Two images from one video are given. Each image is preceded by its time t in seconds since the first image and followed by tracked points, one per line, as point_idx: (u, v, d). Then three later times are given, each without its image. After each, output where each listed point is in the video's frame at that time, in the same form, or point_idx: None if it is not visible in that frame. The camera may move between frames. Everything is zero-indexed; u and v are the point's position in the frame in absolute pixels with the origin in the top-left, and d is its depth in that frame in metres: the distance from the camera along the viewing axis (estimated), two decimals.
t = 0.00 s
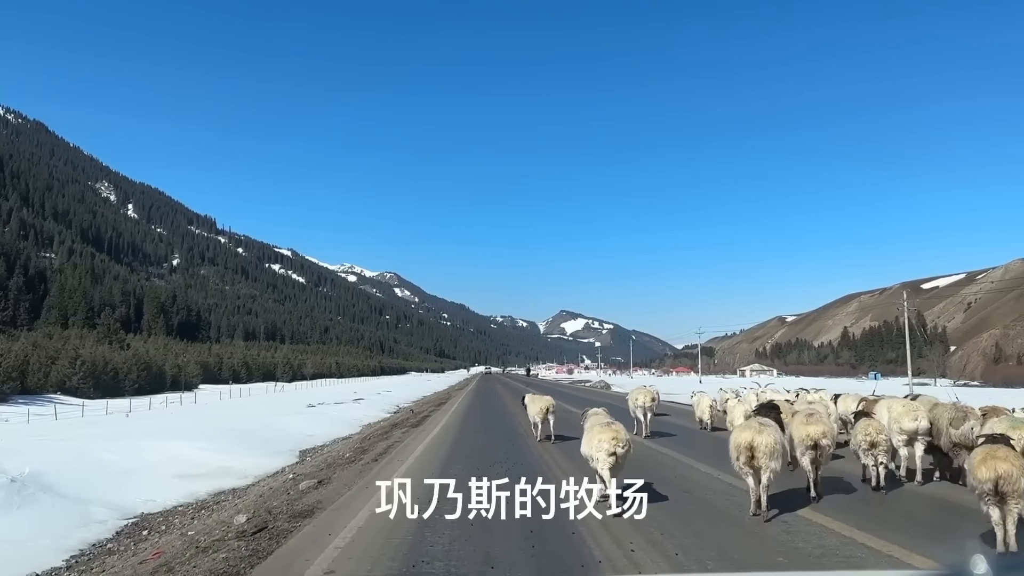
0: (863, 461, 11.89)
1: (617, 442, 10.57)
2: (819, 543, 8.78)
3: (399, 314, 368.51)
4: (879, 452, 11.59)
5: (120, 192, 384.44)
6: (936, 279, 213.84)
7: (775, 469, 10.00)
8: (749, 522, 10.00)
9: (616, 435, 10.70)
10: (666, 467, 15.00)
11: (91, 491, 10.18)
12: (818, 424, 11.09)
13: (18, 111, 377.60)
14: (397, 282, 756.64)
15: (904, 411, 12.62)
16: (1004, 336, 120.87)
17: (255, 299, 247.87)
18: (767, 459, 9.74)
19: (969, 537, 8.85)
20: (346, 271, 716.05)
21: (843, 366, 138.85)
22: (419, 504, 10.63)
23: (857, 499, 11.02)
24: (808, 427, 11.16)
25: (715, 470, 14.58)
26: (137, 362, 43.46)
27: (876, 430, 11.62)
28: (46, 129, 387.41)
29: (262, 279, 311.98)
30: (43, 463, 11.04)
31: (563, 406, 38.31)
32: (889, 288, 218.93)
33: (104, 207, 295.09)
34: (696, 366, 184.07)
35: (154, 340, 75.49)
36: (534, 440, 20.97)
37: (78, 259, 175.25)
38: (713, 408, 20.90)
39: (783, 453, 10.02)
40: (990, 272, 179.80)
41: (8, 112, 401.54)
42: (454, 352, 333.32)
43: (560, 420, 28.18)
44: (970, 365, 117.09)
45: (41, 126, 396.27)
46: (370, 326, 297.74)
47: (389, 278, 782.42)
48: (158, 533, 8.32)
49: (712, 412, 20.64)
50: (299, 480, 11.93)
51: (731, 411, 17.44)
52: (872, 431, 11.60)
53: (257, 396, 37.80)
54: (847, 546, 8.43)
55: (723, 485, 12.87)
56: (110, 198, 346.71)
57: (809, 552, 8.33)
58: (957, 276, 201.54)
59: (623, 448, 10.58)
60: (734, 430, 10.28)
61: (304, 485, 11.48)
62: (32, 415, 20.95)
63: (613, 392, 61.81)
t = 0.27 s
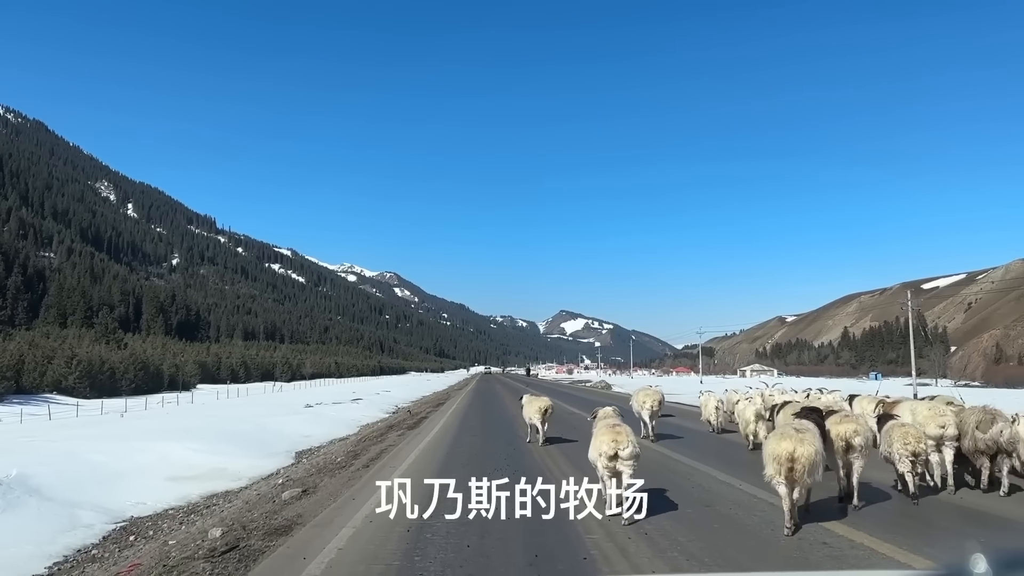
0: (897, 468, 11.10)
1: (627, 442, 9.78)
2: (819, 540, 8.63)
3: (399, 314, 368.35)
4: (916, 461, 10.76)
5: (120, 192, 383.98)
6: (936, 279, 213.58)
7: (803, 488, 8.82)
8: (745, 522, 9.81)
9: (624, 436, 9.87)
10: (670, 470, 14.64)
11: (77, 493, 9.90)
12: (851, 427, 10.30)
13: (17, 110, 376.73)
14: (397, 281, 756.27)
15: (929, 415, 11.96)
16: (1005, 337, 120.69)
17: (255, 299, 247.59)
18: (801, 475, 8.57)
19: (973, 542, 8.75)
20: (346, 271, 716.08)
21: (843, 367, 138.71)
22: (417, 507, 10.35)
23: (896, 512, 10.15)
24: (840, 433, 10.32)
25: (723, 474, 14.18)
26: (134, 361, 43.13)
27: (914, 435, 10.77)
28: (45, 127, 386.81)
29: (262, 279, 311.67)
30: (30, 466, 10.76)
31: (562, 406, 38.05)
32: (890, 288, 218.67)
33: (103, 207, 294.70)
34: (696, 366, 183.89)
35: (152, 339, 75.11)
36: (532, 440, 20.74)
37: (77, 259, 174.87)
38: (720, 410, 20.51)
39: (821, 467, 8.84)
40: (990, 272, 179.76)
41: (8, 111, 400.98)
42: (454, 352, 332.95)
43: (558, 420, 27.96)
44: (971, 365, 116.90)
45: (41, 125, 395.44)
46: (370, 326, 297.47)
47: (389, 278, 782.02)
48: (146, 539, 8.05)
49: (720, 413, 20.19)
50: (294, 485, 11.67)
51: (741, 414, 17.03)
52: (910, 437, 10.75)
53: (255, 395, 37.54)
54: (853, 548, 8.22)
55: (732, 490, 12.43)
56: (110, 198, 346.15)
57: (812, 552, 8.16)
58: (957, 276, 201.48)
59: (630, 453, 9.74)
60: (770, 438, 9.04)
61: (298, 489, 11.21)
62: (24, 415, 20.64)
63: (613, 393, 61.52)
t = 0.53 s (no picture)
0: (928, 475, 10.58)
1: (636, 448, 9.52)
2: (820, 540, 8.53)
3: (399, 314, 368.16)
4: (949, 464, 10.24)
5: (119, 192, 383.92)
6: (937, 279, 213.47)
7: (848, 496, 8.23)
8: (745, 523, 9.60)
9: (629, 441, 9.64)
10: (674, 469, 14.45)
11: (68, 497, 9.66)
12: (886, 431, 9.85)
13: (16, 110, 376.15)
14: (396, 281, 756.08)
15: (959, 421, 11.48)
16: (1005, 337, 120.55)
17: (255, 299, 247.42)
18: (849, 479, 7.94)
19: (971, 541, 8.69)
20: (346, 271, 715.49)
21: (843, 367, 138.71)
22: (414, 509, 10.11)
23: (930, 519, 9.67)
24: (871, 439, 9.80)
25: (724, 473, 14.03)
26: (132, 361, 42.91)
27: (948, 440, 10.27)
28: (45, 127, 386.40)
29: (262, 279, 311.63)
30: (20, 469, 10.52)
31: (561, 407, 37.77)
32: (890, 288, 218.58)
33: (103, 207, 294.52)
34: (696, 366, 183.84)
35: (151, 339, 74.86)
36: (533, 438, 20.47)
37: (77, 259, 174.69)
38: (727, 411, 20.14)
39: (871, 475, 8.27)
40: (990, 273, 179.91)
41: (8, 112, 400.37)
42: (454, 352, 332.83)
43: (559, 421, 27.65)
44: (971, 366, 116.85)
45: (41, 124, 395.48)
46: (370, 326, 297.43)
47: (389, 278, 782.29)
48: (136, 544, 7.81)
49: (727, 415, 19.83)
50: (291, 487, 11.44)
51: (752, 415, 16.72)
52: (943, 439, 10.28)
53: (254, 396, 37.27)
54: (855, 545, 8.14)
55: (734, 488, 12.25)
56: (109, 198, 345.97)
57: (813, 552, 8.03)
58: (957, 276, 201.58)
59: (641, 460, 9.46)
60: (808, 440, 8.53)
61: (293, 493, 10.99)
62: (20, 414, 20.41)
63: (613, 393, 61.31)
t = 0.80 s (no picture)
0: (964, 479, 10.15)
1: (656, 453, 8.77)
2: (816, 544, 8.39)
3: (399, 314, 367.81)
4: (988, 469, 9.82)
5: (120, 192, 383.70)
6: (937, 280, 213.20)
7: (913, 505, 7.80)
8: (759, 527, 9.30)
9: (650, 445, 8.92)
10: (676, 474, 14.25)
11: (59, 499, 9.43)
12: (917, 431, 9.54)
13: (16, 109, 375.57)
14: (397, 281, 755.67)
15: (987, 422, 11.12)
16: (1006, 337, 120.18)
17: (255, 299, 247.05)
18: (905, 488, 7.65)
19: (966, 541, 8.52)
20: (346, 271, 715.38)
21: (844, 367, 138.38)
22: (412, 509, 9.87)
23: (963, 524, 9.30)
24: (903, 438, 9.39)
25: (727, 475, 13.83)
26: (129, 361, 42.66)
27: (984, 440, 9.87)
28: (45, 126, 385.89)
29: (262, 279, 311.23)
30: (11, 470, 10.31)
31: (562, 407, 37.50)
32: (891, 288, 218.29)
33: (104, 206, 294.22)
34: (696, 366, 183.46)
35: (151, 339, 74.56)
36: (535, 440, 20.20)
37: (77, 258, 174.43)
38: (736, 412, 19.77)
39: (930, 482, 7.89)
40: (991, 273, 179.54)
41: (9, 111, 400.18)
42: (454, 352, 332.53)
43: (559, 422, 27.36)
44: (973, 366, 116.47)
45: (42, 124, 395.44)
46: (370, 326, 297.19)
47: (389, 278, 782.00)
48: (127, 550, 7.58)
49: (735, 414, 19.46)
50: (288, 488, 11.22)
51: (763, 417, 16.40)
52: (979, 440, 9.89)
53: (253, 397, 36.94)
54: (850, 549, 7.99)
55: (735, 492, 12.04)
56: (109, 197, 345.67)
57: (811, 556, 7.87)
58: (959, 277, 201.19)
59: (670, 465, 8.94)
60: (862, 448, 8.25)
61: (290, 496, 10.78)
62: (15, 416, 20.21)
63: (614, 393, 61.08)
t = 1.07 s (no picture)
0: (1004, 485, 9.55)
1: (696, 456, 7.41)
2: (797, 539, 8.21)
3: (400, 314, 367.70)
4: None
5: (120, 192, 383.71)
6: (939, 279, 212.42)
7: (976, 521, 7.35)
8: (769, 525, 9.04)
9: (692, 446, 7.58)
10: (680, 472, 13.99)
11: (45, 503, 9.15)
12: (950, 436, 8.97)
13: (17, 110, 375.69)
14: (397, 281, 755.65)
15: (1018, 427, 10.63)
16: (1008, 337, 119.80)
17: (255, 299, 246.89)
18: (979, 506, 7.20)
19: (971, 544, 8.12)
20: (347, 271, 715.42)
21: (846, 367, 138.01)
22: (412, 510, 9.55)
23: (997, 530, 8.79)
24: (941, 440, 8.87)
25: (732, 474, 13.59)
26: (128, 361, 42.43)
27: (1023, 442, 9.37)
28: (45, 127, 385.90)
29: (263, 279, 311.06)
30: None
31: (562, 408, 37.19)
32: (892, 288, 217.94)
33: (104, 206, 294.18)
34: (697, 366, 183.12)
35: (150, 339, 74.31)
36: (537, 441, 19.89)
37: (77, 258, 174.26)
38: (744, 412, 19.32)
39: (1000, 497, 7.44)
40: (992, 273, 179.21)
41: (10, 111, 400.20)
42: (454, 353, 332.23)
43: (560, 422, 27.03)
44: (974, 366, 116.10)
45: (42, 125, 395.43)
46: (371, 326, 297.12)
47: (390, 278, 782.09)
48: (118, 554, 7.37)
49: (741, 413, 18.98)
50: (284, 490, 10.95)
51: (774, 419, 15.92)
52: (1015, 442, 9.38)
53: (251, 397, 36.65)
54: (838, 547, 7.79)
55: (747, 495, 11.47)
56: (110, 197, 345.52)
57: (808, 552, 7.64)
58: (960, 277, 200.84)
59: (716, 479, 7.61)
60: (927, 464, 7.88)
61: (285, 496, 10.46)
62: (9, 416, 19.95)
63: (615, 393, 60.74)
